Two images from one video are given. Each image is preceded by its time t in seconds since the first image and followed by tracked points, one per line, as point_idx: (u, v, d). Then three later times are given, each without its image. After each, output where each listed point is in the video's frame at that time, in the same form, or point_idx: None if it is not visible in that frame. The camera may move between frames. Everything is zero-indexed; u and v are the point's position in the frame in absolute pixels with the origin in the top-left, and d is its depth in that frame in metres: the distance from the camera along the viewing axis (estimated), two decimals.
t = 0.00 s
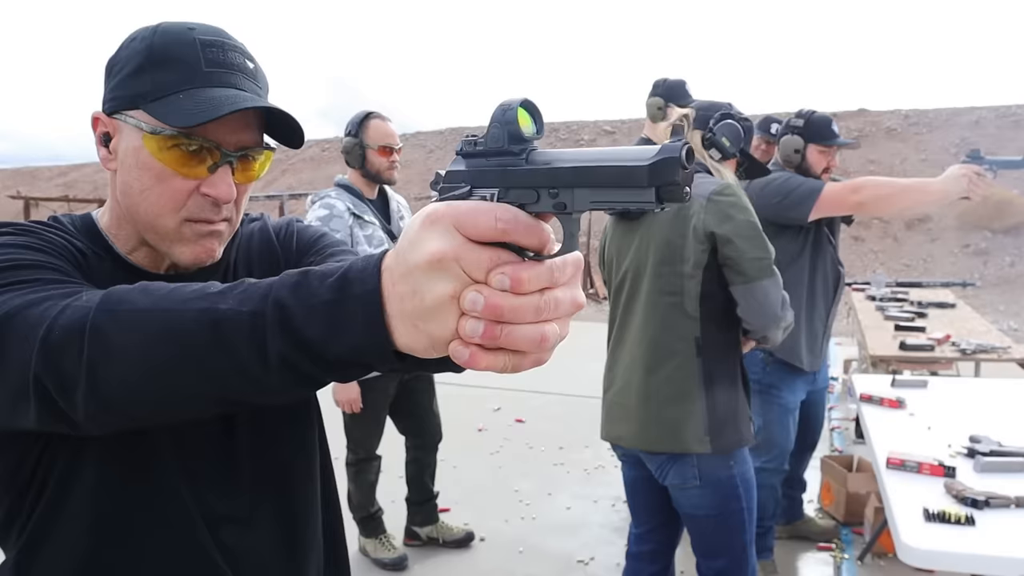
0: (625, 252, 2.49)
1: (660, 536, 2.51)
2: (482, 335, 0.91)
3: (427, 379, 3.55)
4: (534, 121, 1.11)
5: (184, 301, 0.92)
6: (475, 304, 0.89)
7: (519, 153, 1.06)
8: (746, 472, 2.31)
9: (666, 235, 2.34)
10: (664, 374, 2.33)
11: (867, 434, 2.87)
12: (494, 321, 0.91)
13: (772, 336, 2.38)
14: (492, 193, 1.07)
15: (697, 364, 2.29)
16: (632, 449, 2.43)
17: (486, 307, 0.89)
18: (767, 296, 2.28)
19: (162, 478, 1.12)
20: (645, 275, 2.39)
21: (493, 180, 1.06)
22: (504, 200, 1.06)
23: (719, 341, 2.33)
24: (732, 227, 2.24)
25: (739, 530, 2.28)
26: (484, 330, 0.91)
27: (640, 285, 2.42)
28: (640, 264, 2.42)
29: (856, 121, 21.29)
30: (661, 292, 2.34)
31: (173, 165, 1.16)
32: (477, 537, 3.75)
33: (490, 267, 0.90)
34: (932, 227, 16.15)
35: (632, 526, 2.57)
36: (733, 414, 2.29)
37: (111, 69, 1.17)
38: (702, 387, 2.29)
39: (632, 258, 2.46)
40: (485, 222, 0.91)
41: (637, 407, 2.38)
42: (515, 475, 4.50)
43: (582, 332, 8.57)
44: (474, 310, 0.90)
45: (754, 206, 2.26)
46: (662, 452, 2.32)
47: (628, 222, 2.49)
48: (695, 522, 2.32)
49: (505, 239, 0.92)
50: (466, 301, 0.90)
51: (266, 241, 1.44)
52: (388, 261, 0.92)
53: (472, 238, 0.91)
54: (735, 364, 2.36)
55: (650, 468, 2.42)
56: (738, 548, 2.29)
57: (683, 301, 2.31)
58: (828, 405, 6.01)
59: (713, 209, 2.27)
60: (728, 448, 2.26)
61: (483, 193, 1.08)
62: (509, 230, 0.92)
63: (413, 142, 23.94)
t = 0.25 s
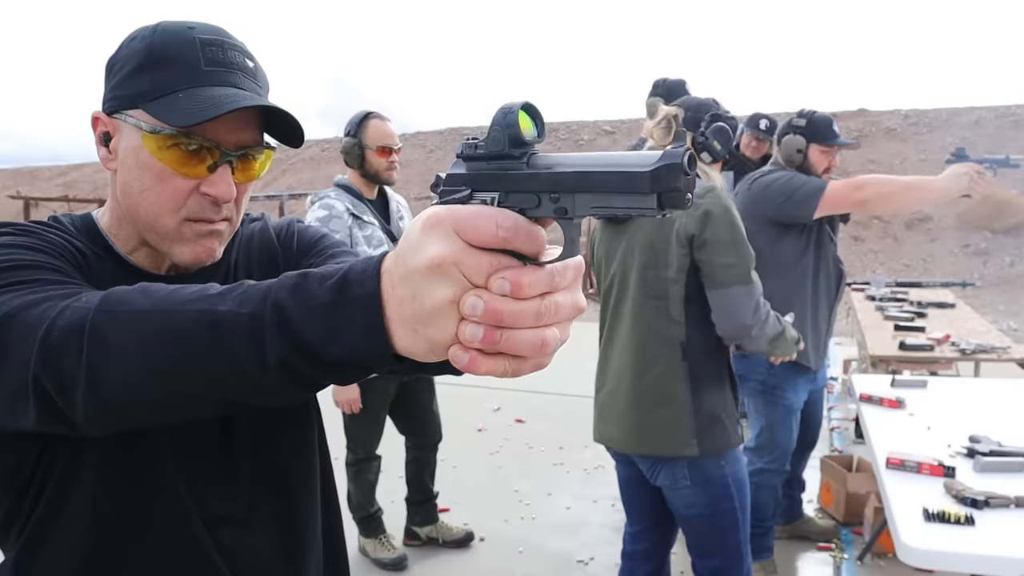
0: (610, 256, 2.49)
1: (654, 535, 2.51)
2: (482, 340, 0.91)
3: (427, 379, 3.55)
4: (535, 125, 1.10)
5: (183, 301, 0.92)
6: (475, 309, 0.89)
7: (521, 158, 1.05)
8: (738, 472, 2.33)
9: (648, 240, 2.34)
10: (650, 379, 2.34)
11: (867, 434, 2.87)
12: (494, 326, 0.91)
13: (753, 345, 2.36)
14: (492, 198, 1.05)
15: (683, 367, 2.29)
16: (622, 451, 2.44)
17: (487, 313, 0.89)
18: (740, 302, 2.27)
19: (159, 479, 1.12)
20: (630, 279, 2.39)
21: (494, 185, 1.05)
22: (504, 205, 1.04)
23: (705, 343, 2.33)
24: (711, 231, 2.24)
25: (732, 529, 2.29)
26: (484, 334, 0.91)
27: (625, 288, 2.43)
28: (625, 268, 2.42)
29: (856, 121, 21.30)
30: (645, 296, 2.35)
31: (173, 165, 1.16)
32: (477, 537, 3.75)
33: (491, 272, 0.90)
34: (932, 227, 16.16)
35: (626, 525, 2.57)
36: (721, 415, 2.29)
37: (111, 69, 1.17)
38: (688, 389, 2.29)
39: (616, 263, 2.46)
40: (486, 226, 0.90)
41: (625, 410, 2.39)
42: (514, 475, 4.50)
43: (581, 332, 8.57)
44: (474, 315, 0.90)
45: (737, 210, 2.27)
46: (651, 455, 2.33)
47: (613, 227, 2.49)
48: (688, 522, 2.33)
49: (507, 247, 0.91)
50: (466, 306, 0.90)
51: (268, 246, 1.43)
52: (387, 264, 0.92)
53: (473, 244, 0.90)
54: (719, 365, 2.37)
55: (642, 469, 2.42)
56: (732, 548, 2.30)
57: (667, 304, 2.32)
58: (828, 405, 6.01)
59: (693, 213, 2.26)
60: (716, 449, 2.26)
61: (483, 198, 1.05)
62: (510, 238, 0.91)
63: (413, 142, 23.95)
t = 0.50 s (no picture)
0: (605, 262, 2.50)
1: (652, 534, 2.51)
2: (472, 328, 0.90)
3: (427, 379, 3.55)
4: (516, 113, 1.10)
5: (177, 301, 0.93)
6: (464, 298, 0.89)
7: (503, 148, 1.06)
8: (736, 471, 2.32)
9: (638, 244, 2.35)
10: (643, 382, 2.34)
11: (867, 434, 2.86)
12: (484, 315, 0.91)
13: (741, 347, 2.35)
14: (477, 188, 1.07)
15: (676, 369, 2.30)
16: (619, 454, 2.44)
17: (476, 302, 0.89)
18: (727, 305, 2.25)
19: (154, 478, 1.12)
20: (622, 283, 2.40)
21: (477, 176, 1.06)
22: (489, 195, 1.06)
23: (698, 344, 2.33)
24: (700, 233, 2.23)
25: (732, 528, 2.29)
26: (475, 324, 0.90)
27: (619, 293, 2.44)
28: (617, 272, 2.44)
29: (857, 121, 21.28)
30: (636, 300, 2.36)
31: (169, 164, 1.16)
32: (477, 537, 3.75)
33: (479, 261, 0.90)
34: (932, 227, 16.16)
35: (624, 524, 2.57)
36: (715, 416, 2.29)
37: (109, 68, 1.17)
38: (682, 391, 2.29)
39: (609, 268, 2.47)
40: (471, 215, 0.91)
41: (620, 414, 2.40)
42: (515, 475, 4.50)
43: (582, 332, 8.57)
44: (464, 304, 0.90)
45: (727, 211, 2.23)
46: (647, 457, 2.33)
47: (605, 232, 2.50)
48: (687, 521, 2.33)
49: (493, 233, 0.92)
50: (455, 295, 0.90)
51: (264, 245, 1.44)
52: (377, 258, 0.92)
53: (459, 233, 0.91)
54: (712, 366, 2.36)
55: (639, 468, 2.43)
56: (731, 548, 2.30)
57: (658, 308, 2.32)
58: (828, 405, 6.01)
59: (681, 215, 2.26)
60: (712, 450, 2.26)
61: (469, 189, 1.07)
62: (495, 223, 0.91)
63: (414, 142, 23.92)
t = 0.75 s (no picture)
0: (598, 268, 2.49)
1: (651, 533, 2.51)
2: (482, 337, 0.91)
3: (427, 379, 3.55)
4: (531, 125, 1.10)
5: (182, 304, 0.93)
6: (476, 308, 0.89)
7: (517, 160, 1.06)
8: (736, 470, 2.33)
9: (632, 248, 2.34)
10: (642, 385, 2.34)
11: (867, 434, 2.86)
12: (494, 324, 0.91)
13: (739, 348, 2.35)
14: (490, 199, 1.06)
15: (675, 371, 2.30)
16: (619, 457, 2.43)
17: (487, 311, 0.89)
18: (725, 306, 2.25)
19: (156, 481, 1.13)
20: (617, 287, 2.39)
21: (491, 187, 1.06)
22: (502, 207, 1.05)
23: (697, 346, 2.34)
24: (694, 236, 2.23)
25: (731, 527, 2.29)
26: (485, 333, 0.91)
27: (614, 298, 2.43)
28: (612, 276, 2.42)
29: (857, 121, 21.28)
30: (633, 304, 2.35)
31: (168, 165, 1.16)
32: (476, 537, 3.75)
33: (490, 271, 0.90)
34: (932, 227, 16.15)
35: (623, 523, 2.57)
36: (716, 416, 2.29)
37: (105, 70, 1.17)
38: (682, 392, 2.29)
39: (603, 272, 2.46)
40: (484, 227, 0.91)
41: (620, 417, 2.39)
42: (515, 475, 4.50)
43: (581, 332, 8.57)
44: (475, 314, 0.90)
45: (721, 212, 2.25)
46: (648, 459, 2.33)
47: (596, 237, 2.49)
48: (687, 519, 2.33)
49: (505, 245, 0.92)
50: (467, 304, 0.90)
51: (262, 244, 1.43)
52: (387, 265, 0.92)
53: (471, 243, 0.91)
54: (712, 367, 2.37)
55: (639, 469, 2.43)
56: (731, 546, 2.30)
57: (656, 311, 2.32)
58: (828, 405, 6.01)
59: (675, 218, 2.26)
60: (713, 450, 2.27)
61: (481, 199, 1.07)
62: (508, 236, 0.92)
63: (414, 142, 23.91)
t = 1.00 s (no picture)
0: (596, 272, 2.48)
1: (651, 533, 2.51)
2: (494, 336, 0.91)
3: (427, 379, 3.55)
4: (543, 125, 1.10)
5: (192, 304, 0.92)
6: (489, 307, 0.90)
7: (528, 160, 1.06)
8: (735, 469, 2.33)
9: (632, 250, 2.33)
10: (643, 386, 2.33)
11: (866, 434, 2.86)
12: (506, 322, 0.91)
13: (744, 347, 2.38)
14: (501, 199, 1.07)
15: (676, 372, 2.30)
16: (619, 458, 2.43)
17: (500, 310, 0.90)
18: (729, 306, 2.27)
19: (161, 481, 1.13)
20: (616, 290, 2.39)
21: (502, 187, 1.06)
22: (512, 207, 1.05)
23: (696, 347, 2.35)
24: (697, 239, 2.25)
25: (730, 526, 2.29)
26: (497, 331, 0.91)
27: (613, 301, 2.42)
28: (611, 278, 2.42)
29: (856, 121, 21.29)
30: (633, 306, 2.34)
31: (168, 166, 1.16)
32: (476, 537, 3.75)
33: (503, 270, 0.90)
34: (931, 227, 16.16)
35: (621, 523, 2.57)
36: (716, 417, 2.30)
37: (105, 70, 1.17)
38: (682, 393, 2.29)
39: (602, 274, 2.45)
40: (497, 226, 0.91)
41: (620, 418, 2.38)
42: (514, 475, 4.50)
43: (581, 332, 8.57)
44: (487, 312, 0.90)
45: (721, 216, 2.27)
46: (648, 460, 2.33)
47: (595, 239, 2.48)
48: (686, 518, 2.33)
49: (518, 244, 0.92)
50: (479, 303, 0.90)
51: (265, 244, 1.43)
52: (399, 263, 0.92)
53: (483, 243, 0.91)
54: (711, 367, 2.38)
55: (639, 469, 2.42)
56: (730, 545, 2.30)
57: (655, 313, 2.31)
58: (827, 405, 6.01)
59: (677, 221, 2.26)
60: (714, 450, 2.27)
61: (493, 199, 1.07)
62: (521, 236, 0.92)
63: (413, 142, 23.90)
